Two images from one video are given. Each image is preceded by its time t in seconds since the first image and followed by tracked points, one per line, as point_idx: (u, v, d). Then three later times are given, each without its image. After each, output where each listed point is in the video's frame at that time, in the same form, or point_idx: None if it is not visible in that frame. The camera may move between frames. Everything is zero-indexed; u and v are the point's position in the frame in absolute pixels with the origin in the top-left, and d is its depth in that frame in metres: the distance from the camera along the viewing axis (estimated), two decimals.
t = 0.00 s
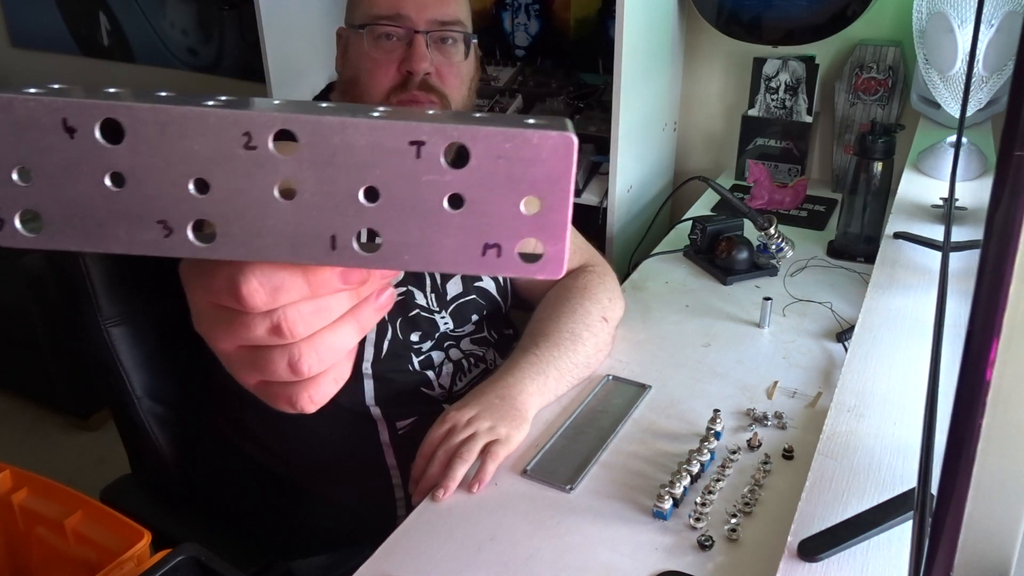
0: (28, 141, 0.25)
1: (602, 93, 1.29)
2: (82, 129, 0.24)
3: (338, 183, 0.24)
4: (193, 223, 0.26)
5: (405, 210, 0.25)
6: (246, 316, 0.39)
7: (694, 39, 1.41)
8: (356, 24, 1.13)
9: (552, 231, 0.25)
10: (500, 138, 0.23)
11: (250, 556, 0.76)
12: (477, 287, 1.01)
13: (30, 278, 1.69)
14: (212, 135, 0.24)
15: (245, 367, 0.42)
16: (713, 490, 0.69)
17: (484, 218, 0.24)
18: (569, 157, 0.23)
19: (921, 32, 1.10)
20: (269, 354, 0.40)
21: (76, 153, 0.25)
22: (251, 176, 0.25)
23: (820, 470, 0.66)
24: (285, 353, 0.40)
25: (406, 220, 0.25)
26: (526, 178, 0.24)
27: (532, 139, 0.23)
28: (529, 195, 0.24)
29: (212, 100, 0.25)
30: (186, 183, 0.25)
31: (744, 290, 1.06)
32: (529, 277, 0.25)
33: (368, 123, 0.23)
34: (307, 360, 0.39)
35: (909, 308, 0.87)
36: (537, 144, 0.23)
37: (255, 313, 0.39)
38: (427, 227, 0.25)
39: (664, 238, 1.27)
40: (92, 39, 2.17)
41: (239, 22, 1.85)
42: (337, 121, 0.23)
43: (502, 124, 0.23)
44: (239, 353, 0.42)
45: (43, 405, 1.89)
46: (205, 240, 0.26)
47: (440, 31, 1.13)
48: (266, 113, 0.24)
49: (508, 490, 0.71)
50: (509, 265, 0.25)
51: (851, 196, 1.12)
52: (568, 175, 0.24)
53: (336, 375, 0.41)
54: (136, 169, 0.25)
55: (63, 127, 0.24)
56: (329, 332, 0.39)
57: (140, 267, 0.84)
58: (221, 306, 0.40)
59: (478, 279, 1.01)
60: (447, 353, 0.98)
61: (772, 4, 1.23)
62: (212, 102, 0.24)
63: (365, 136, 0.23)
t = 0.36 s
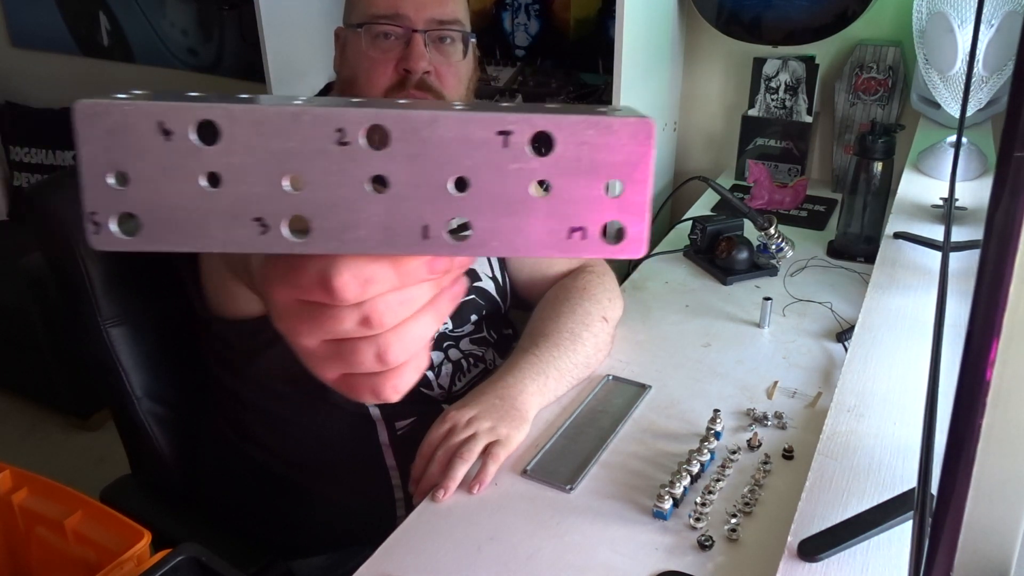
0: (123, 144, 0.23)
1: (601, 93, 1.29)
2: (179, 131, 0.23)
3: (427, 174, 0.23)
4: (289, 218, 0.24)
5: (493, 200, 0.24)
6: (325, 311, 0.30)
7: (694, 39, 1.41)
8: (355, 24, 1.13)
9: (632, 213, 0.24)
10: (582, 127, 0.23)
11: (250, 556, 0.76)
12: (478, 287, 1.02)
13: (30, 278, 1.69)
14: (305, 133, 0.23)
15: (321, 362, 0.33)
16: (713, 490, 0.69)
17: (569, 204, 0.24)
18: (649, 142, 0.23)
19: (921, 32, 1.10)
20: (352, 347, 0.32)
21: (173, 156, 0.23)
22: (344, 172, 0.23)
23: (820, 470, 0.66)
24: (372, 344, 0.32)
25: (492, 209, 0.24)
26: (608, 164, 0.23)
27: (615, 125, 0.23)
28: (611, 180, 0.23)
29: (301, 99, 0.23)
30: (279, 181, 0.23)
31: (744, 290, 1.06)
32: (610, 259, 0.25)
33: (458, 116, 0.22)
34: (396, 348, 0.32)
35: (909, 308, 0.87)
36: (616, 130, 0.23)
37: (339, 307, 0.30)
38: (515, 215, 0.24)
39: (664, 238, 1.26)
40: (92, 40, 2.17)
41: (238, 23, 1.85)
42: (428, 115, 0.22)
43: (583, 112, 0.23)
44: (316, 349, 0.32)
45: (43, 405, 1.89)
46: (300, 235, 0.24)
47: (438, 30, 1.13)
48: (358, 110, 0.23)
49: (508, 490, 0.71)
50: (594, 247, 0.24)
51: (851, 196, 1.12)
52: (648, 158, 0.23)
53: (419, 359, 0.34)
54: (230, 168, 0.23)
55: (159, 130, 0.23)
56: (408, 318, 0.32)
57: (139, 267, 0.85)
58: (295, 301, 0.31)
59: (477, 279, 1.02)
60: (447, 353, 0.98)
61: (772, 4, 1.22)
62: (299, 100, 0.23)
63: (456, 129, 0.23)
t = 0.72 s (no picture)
0: (234, 152, 0.26)
1: (601, 93, 1.29)
2: (286, 137, 0.26)
3: (522, 179, 0.27)
4: (388, 221, 0.27)
5: (583, 203, 0.27)
6: (416, 310, 0.37)
7: (694, 39, 1.41)
8: (355, 24, 1.13)
9: (708, 214, 0.28)
10: (666, 135, 0.27)
11: (249, 556, 0.76)
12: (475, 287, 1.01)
13: (30, 279, 1.69)
14: (409, 139, 0.26)
15: (402, 359, 0.40)
16: (713, 490, 0.69)
17: (652, 206, 0.28)
18: (726, 148, 0.27)
19: (921, 32, 1.10)
20: (435, 345, 0.39)
21: (281, 161, 0.26)
22: (443, 176, 0.27)
23: (820, 470, 0.66)
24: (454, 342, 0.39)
25: (580, 212, 0.27)
26: (688, 169, 0.27)
27: (696, 134, 0.26)
28: (690, 183, 0.27)
29: (396, 109, 0.27)
30: (382, 185, 0.27)
31: (744, 289, 1.06)
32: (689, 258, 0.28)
33: (551, 123, 0.26)
34: (474, 348, 0.40)
35: (909, 308, 0.87)
36: (699, 137, 0.27)
37: (431, 307, 0.37)
38: (601, 217, 0.28)
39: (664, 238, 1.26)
40: (92, 40, 2.17)
41: (239, 22, 1.85)
42: (525, 123, 0.26)
43: (667, 121, 0.27)
44: (399, 348, 0.40)
45: (42, 405, 1.89)
46: (397, 239, 0.28)
47: (439, 31, 1.13)
48: (459, 118, 0.26)
49: (509, 490, 0.71)
50: (672, 247, 0.28)
51: (851, 196, 1.13)
52: (723, 164, 0.27)
53: (490, 359, 0.42)
54: (333, 172, 0.26)
55: (268, 137, 0.26)
56: (490, 321, 0.40)
57: (138, 267, 0.85)
58: (387, 301, 0.37)
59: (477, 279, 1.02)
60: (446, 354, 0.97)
61: (772, 4, 1.22)
62: (397, 110, 0.27)
63: (549, 136, 0.26)
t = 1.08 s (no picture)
0: (272, 146, 0.27)
1: (601, 93, 1.29)
2: (325, 131, 0.27)
3: (553, 174, 0.28)
4: (423, 215, 0.28)
5: (611, 197, 0.28)
6: (446, 305, 0.37)
7: (695, 39, 1.41)
8: (356, 25, 1.13)
9: (732, 207, 0.29)
10: (693, 130, 0.27)
11: (249, 555, 0.76)
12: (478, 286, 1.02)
13: (30, 279, 1.69)
14: (444, 133, 0.27)
15: (429, 355, 0.40)
16: (713, 490, 0.69)
17: (680, 200, 0.28)
18: (751, 143, 0.27)
19: (921, 32, 1.10)
20: (462, 339, 0.39)
21: (318, 156, 0.27)
22: (478, 170, 0.27)
23: (820, 470, 0.66)
24: (481, 336, 0.39)
25: (609, 207, 0.28)
26: (714, 163, 0.28)
27: (722, 129, 0.27)
28: (715, 178, 0.28)
29: (430, 103, 0.27)
30: (417, 179, 0.27)
31: (743, 289, 1.06)
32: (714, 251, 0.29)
33: (582, 118, 0.27)
34: (501, 341, 0.40)
35: (910, 308, 0.87)
36: (726, 132, 0.27)
37: (461, 301, 0.37)
38: (629, 211, 0.28)
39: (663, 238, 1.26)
40: (93, 40, 2.17)
41: (239, 22, 1.85)
42: (558, 118, 0.27)
43: (693, 116, 0.27)
44: (426, 343, 0.40)
45: (42, 405, 1.89)
46: (432, 232, 0.28)
47: (440, 33, 1.13)
48: (493, 113, 0.27)
49: (508, 489, 0.71)
50: (697, 240, 0.29)
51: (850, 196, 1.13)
52: (748, 158, 0.28)
53: (514, 354, 0.42)
54: (371, 167, 0.27)
55: (307, 131, 0.26)
56: (515, 315, 0.40)
57: (138, 266, 0.85)
58: (418, 295, 0.37)
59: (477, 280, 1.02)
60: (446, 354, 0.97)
61: (771, 4, 1.22)
62: (431, 105, 0.27)
63: (581, 131, 0.27)
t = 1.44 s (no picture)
0: (223, 159, 0.28)
1: (602, 93, 1.29)
2: (273, 146, 0.28)
3: (507, 192, 0.29)
4: (372, 231, 0.30)
5: (569, 216, 0.29)
6: (401, 320, 0.39)
7: (695, 39, 1.41)
8: (357, 25, 1.13)
9: (695, 230, 0.30)
10: (654, 151, 0.28)
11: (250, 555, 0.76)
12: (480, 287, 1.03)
13: (30, 279, 1.69)
14: (395, 149, 0.28)
15: (389, 368, 0.42)
16: (713, 490, 0.69)
17: (641, 221, 0.30)
18: (715, 165, 0.29)
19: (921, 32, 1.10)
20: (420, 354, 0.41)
21: (268, 170, 0.29)
22: (429, 187, 0.29)
23: (820, 469, 0.66)
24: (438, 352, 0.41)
25: (566, 225, 0.30)
26: (675, 184, 0.29)
27: (685, 149, 0.28)
28: (678, 199, 0.29)
29: (385, 121, 0.29)
30: (368, 196, 0.29)
31: (744, 290, 1.06)
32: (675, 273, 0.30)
33: (537, 137, 0.28)
34: (458, 358, 0.41)
35: (910, 308, 0.87)
36: (689, 153, 0.28)
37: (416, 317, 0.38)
38: (588, 231, 0.30)
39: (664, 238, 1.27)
40: (93, 40, 2.17)
41: (239, 22, 1.85)
42: (511, 136, 0.28)
43: (655, 138, 0.29)
44: (386, 357, 0.42)
45: (42, 405, 1.89)
46: (383, 248, 0.30)
47: (440, 33, 1.13)
48: (446, 130, 0.28)
49: (509, 490, 0.71)
50: (658, 261, 0.30)
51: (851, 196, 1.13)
52: (712, 180, 0.29)
53: (475, 371, 0.44)
54: (320, 182, 0.29)
55: (256, 146, 0.28)
56: (475, 332, 0.42)
57: (138, 266, 0.85)
58: (375, 310, 0.39)
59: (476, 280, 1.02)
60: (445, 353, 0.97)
61: (772, 4, 1.22)
62: (385, 121, 0.29)
63: (536, 150, 0.28)
